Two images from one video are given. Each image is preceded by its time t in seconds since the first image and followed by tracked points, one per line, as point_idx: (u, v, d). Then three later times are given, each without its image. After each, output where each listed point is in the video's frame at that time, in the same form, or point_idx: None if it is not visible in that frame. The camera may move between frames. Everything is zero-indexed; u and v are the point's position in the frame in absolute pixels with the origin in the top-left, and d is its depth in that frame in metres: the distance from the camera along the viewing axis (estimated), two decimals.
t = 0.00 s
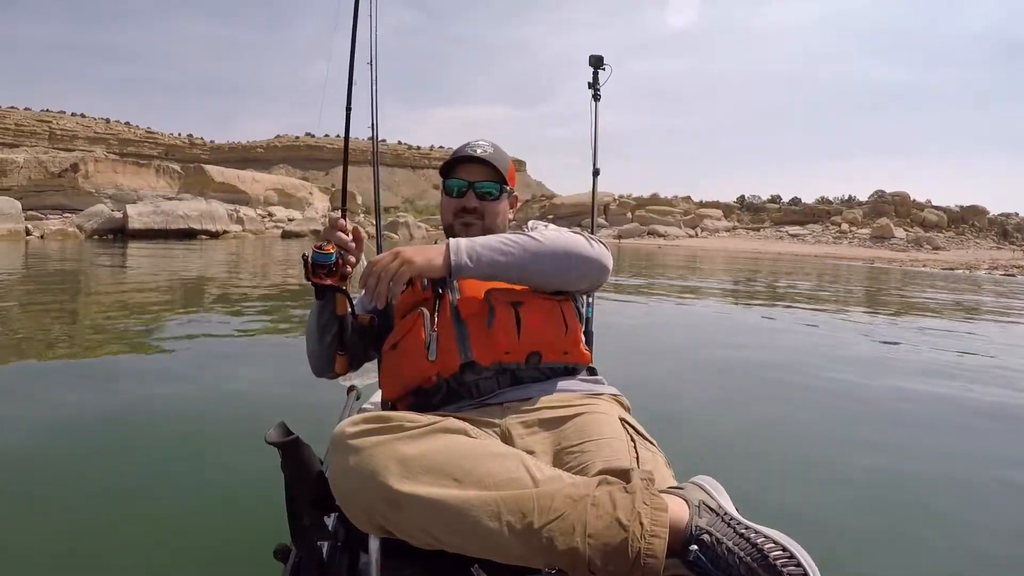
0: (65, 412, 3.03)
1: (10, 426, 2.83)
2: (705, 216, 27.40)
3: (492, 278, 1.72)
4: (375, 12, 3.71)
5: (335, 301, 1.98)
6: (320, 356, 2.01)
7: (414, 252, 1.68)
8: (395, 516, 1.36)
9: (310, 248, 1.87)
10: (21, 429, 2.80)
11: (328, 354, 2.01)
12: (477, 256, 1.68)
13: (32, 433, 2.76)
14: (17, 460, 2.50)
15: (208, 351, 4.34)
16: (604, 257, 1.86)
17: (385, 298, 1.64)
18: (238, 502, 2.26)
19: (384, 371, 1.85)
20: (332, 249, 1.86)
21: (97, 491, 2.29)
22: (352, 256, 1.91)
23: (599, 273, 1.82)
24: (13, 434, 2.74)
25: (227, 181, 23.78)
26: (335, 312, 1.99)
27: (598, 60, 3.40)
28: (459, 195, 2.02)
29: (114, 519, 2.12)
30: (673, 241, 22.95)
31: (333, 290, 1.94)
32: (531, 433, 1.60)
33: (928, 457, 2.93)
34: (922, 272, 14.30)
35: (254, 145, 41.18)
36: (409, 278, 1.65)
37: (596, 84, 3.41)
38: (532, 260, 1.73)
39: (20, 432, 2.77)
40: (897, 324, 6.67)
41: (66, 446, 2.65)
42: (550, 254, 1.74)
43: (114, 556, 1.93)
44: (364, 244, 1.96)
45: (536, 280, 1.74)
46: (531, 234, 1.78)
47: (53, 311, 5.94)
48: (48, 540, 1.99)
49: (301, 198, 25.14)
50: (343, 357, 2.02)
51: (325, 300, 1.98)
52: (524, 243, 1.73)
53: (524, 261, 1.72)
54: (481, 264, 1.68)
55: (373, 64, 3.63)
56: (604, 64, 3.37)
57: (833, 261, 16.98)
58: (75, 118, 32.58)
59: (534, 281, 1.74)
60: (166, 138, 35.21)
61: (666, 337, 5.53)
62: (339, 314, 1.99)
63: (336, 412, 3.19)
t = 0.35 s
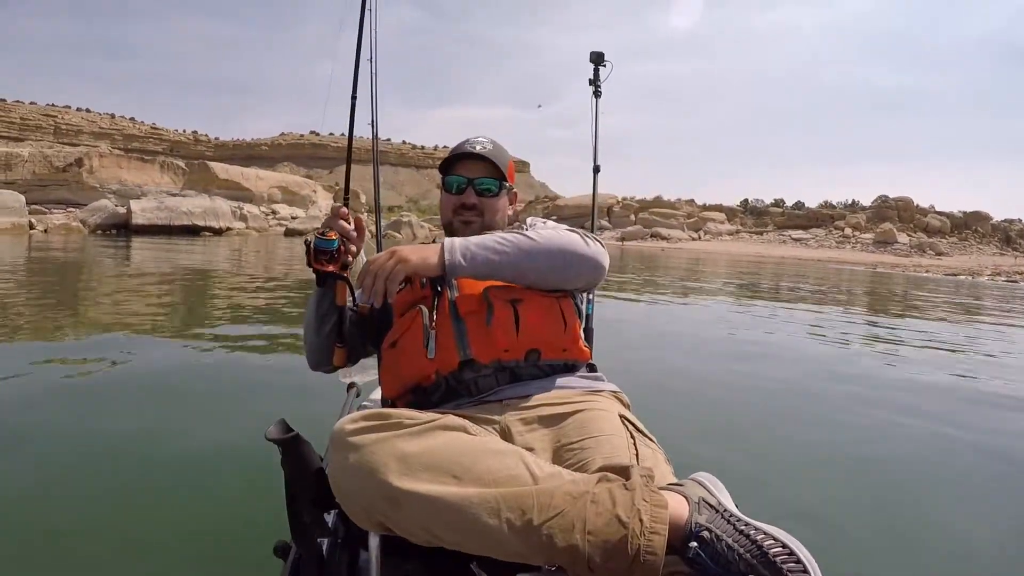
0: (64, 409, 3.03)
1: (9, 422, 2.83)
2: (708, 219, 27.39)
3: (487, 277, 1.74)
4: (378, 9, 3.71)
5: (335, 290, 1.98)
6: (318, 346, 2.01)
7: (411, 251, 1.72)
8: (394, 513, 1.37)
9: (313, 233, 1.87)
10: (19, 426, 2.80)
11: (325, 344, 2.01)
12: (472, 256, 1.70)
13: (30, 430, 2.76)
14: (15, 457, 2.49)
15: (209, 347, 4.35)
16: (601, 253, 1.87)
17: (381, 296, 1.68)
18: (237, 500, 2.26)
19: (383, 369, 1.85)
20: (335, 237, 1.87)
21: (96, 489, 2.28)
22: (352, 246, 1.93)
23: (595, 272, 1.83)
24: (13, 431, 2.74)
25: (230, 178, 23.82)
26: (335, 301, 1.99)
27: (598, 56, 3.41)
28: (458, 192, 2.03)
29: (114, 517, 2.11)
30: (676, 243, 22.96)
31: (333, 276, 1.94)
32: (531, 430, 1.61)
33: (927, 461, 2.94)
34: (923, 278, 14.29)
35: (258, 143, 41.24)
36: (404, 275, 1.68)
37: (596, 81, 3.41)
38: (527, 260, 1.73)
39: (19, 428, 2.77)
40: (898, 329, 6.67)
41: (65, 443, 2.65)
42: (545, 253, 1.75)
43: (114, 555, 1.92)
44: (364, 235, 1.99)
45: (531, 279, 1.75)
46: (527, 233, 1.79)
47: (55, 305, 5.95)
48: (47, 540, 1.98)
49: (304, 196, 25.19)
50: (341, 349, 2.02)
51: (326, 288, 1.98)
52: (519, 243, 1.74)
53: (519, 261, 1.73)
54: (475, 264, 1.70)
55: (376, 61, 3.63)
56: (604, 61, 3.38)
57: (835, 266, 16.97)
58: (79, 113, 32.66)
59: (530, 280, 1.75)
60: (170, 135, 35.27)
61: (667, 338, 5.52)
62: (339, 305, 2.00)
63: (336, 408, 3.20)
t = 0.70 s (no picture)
0: (65, 408, 3.02)
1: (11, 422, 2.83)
2: (710, 221, 27.38)
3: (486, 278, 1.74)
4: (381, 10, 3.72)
5: (338, 285, 1.98)
6: (318, 341, 2.01)
7: (411, 251, 1.73)
8: (396, 511, 1.37)
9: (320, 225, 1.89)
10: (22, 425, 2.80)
11: (325, 340, 2.02)
12: (471, 256, 1.70)
13: (31, 430, 2.75)
14: (16, 458, 2.48)
15: (211, 347, 4.35)
16: (600, 252, 1.86)
17: (381, 296, 1.70)
18: (241, 499, 2.26)
19: (385, 367, 1.85)
20: (340, 229, 1.89)
21: (98, 489, 2.28)
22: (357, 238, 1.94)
23: (595, 271, 1.82)
24: (13, 431, 2.74)
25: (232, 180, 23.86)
26: (338, 296, 2.00)
27: (600, 54, 3.41)
28: (460, 190, 2.03)
29: (117, 516, 2.11)
30: (677, 245, 22.95)
31: (337, 269, 1.94)
32: (533, 428, 1.61)
33: (929, 462, 2.93)
34: (925, 279, 14.28)
35: (260, 145, 41.31)
36: (404, 276, 1.70)
37: (596, 79, 3.41)
38: (526, 260, 1.73)
39: (20, 428, 2.76)
40: (900, 330, 6.66)
41: (67, 443, 2.65)
42: (544, 252, 1.75)
43: (118, 554, 1.92)
44: (369, 228, 2.00)
45: (531, 278, 1.74)
46: (526, 232, 1.79)
47: (58, 307, 5.96)
48: (50, 539, 1.98)
49: (306, 198, 25.22)
50: (343, 343, 2.03)
51: (329, 282, 1.98)
52: (518, 243, 1.74)
53: (518, 261, 1.73)
54: (474, 264, 1.70)
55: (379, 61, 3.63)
56: (606, 59, 3.38)
57: (838, 267, 16.94)
58: (81, 115, 32.73)
59: (530, 279, 1.75)
60: (172, 137, 35.34)
61: (669, 339, 5.52)
62: (342, 299, 2.00)
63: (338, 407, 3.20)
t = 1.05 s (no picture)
0: (65, 411, 3.02)
1: (12, 424, 2.83)
2: (710, 222, 27.40)
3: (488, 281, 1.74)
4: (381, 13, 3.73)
5: (341, 281, 1.98)
6: (319, 337, 2.01)
7: (412, 253, 1.73)
8: (398, 514, 1.37)
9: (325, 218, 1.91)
10: (23, 427, 2.79)
11: (326, 336, 2.02)
12: (472, 260, 1.70)
13: (32, 432, 2.75)
14: (17, 459, 2.48)
15: (212, 350, 4.35)
16: (600, 257, 1.86)
17: (383, 298, 1.71)
18: (244, 500, 2.26)
19: (387, 370, 1.85)
20: (345, 223, 1.91)
21: (100, 490, 2.28)
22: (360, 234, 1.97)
23: (596, 274, 1.82)
24: (12, 432, 2.74)
25: (232, 184, 23.87)
26: (341, 292, 1.99)
27: (601, 57, 3.42)
28: (463, 192, 2.03)
29: (119, 517, 2.12)
30: (678, 247, 22.96)
31: (341, 264, 1.95)
32: (535, 431, 1.60)
33: (930, 462, 2.93)
34: (926, 279, 14.28)
35: (259, 149, 41.34)
36: (406, 278, 1.70)
37: (597, 82, 3.42)
38: (528, 263, 1.73)
39: (20, 430, 2.76)
40: (900, 330, 6.66)
41: (68, 444, 2.65)
42: (546, 256, 1.75)
43: (121, 555, 1.93)
44: (372, 226, 2.02)
45: (532, 281, 1.74)
46: (528, 235, 1.79)
47: (59, 312, 5.97)
48: (52, 541, 1.98)
49: (307, 202, 25.23)
50: (343, 341, 2.04)
51: (333, 278, 1.98)
52: (519, 246, 1.74)
53: (519, 264, 1.73)
54: (476, 267, 1.70)
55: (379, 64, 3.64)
56: (607, 62, 3.39)
57: (838, 268, 16.94)
58: (81, 120, 32.79)
59: (531, 283, 1.75)
60: (171, 141, 35.39)
61: (670, 340, 5.52)
62: (344, 296, 2.00)
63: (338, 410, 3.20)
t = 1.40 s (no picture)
0: (64, 414, 3.02)
1: (10, 428, 2.83)
2: (710, 221, 27.40)
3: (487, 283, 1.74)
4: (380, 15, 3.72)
5: (341, 280, 1.98)
6: (317, 336, 2.02)
7: (411, 254, 1.73)
8: (396, 517, 1.37)
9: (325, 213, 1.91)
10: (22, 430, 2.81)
11: (323, 336, 2.02)
12: (471, 262, 1.71)
13: (31, 435, 2.76)
14: (16, 462, 2.49)
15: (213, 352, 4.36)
16: (600, 260, 1.86)
17: (380, 298, 1.71)
18: (245, 501, 2.28)
19: (385, 372, 1.85)
20: (346, 219, 1.92)
21: (100, 493, 2.30)
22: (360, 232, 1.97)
23: (595, 277, 1.83)
24: (10, 436, 2.74)
25: (232, 184, 23.86)
26: (341, 291, 1.99)
27: (600, 60, 3.42)
28: (463, 195, 2.03)
29: (120, 518, 2.13)
30: (678, 245, 22.97)
31: (342, 261, 1.95)
32: (533, 434, 1.60)
33: (929, 461, 2.93)
34: (926, 277, 14.28)
35: (260, 149, 41.34)
36: (404, 278, 1.70)
37: (596, 84, 3.42)
38: (527, 266, 1.73)
39: (19, 433, 2.77)
40: (902, 329, 6.64)
41: (67, 447, 2.66)
42: (546, 259, 1.75)
43: (124, 555, 1.95)
44: (371, 224, 2.03)
45: (531, 284, 1.74)
46: (527, 238, 1.79)
47: (59, 313, 5.98)
48: (51, 544, 1.98)
49: (307, 202, 25.24)
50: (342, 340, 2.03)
51: (333, 275, 1.98)
52: (518, 248, 1.74)
53: (519, 268, 1.73)
54: (475, 269, 1.70)
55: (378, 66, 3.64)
56: (605, 64, 3.39)
57: (838, 266, 16.95)
58: (81, 121, 32.80)
59: (530, 286, 1.75)
60: (171, 141, 35.41)
61: (671, 339, 5.51)
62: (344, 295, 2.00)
63: (338, 412, 3.20)
